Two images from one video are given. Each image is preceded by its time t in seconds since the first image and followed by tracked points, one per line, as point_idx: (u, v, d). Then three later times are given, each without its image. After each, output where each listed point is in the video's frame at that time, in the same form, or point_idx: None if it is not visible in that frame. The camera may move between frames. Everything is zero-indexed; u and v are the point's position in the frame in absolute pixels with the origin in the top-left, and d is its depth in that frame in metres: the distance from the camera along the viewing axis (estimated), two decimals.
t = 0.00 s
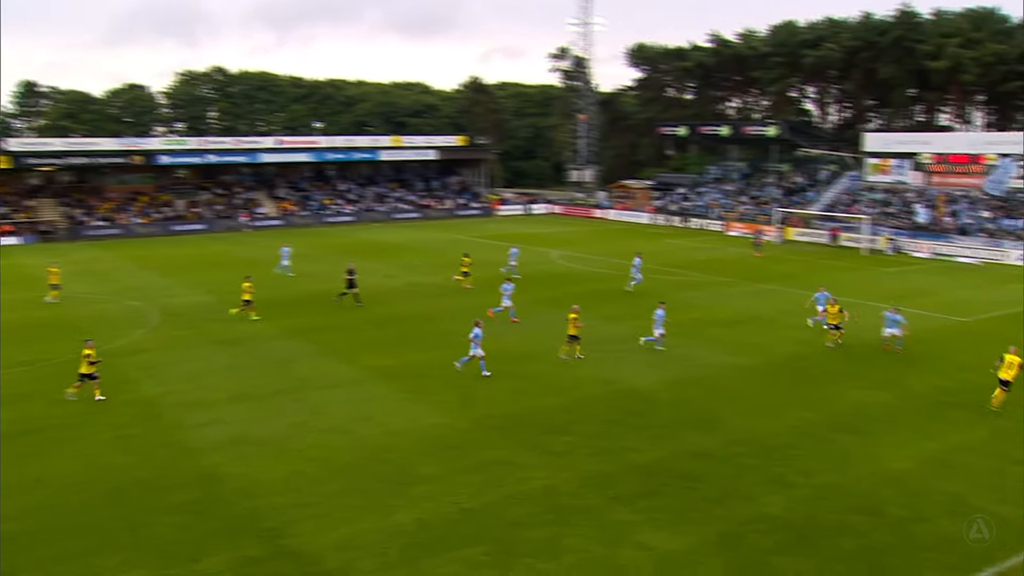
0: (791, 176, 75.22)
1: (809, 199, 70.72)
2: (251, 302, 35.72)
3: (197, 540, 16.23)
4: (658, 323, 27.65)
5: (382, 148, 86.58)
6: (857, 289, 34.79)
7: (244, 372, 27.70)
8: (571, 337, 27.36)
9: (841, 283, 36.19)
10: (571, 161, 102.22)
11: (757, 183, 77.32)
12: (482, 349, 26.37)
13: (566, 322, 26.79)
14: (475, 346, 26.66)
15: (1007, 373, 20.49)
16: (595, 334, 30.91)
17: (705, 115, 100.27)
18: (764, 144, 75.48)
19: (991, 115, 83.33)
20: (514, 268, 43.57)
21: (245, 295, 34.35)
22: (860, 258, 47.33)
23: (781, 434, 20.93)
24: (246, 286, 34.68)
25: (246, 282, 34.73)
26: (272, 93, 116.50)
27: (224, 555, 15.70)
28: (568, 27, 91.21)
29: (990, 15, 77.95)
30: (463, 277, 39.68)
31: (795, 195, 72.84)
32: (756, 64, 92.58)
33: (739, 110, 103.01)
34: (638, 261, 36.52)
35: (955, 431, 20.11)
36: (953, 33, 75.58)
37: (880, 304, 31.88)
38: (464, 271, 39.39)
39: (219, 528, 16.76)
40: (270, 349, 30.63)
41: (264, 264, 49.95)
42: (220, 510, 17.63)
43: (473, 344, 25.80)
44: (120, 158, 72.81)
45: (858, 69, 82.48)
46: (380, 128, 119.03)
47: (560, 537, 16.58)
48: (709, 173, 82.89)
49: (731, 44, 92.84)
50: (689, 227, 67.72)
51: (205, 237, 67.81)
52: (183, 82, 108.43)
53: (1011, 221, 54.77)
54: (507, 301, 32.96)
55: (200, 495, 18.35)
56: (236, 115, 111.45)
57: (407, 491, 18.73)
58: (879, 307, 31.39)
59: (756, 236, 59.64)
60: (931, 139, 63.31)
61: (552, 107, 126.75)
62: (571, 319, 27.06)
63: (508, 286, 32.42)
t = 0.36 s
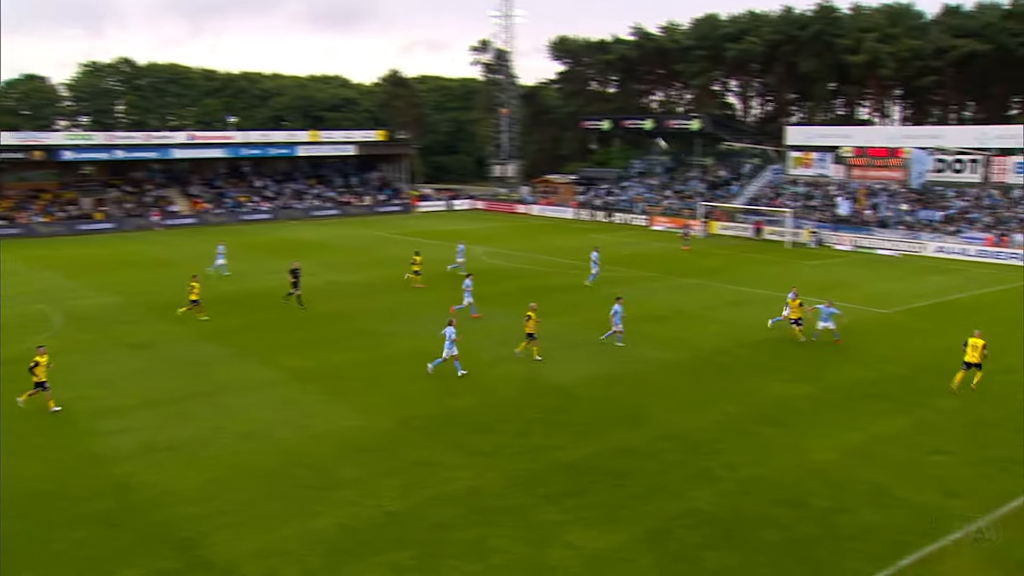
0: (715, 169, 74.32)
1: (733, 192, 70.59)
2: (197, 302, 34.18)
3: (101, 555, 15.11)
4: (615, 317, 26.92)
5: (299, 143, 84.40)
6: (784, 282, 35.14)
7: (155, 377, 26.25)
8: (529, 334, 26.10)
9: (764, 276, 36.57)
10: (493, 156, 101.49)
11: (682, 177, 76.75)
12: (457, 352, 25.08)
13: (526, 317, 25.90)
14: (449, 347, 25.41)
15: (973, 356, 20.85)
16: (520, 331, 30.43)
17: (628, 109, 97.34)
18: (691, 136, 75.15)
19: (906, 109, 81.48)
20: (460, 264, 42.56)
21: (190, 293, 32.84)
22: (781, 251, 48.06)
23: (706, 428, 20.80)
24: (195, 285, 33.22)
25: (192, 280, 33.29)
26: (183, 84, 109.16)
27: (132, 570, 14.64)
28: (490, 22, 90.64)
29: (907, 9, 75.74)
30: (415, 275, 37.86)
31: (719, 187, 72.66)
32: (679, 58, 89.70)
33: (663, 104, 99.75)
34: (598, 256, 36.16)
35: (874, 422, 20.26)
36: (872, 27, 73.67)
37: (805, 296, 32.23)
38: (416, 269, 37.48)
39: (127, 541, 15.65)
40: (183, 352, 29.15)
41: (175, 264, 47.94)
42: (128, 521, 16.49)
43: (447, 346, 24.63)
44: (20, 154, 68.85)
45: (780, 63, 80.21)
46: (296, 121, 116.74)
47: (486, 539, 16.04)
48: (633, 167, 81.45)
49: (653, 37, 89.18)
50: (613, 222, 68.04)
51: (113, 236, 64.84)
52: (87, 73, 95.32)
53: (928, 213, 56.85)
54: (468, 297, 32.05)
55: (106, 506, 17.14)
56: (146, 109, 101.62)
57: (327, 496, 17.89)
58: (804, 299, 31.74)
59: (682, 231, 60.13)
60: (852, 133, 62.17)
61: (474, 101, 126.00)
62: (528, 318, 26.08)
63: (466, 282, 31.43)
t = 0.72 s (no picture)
0: (654, 166, 73.58)
1: (673, 189, 70.20)
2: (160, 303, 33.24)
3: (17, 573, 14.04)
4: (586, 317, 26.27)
5: (228, 141, 82.27)
6: (728, 279, 35.29)
7: (77, 383, 24.94)
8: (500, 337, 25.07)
9: (707, 273, 36.63)
10: (430, 154, 100.34)
11: (621, 174, 76.02)
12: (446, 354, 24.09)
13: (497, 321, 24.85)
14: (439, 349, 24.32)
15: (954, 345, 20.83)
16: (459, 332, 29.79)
17: (567, 105, 96.94)
18: (630, 133, 72.81)
19: (844, 106, 81.20)
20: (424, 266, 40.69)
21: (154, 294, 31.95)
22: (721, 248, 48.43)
23: (649, 427, 20.53)
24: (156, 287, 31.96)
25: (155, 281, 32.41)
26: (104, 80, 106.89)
27: None
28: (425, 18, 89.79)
29: (844, 6, 75.62)
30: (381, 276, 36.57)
31: (658, 185, 71.97)
32: (618, 53, 89.53)
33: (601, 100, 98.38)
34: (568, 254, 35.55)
35: (816, 418, 20.24)
36: (809, 23, 73.96)
37: (749, 293, 32.36)
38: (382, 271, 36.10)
39: (45, 558, 14.60)
40: (107, 358, 27.74)
41: (98, 266, 46.04)
42: (47, 537, 15.39)
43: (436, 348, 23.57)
44: None
45: (718, 58, 80.87)
46: (225, 117, 113.13)
47: (427, 544, 15.44)
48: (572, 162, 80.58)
49: (591, 33, 89.85)
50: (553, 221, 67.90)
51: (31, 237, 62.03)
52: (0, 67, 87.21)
53: (865, 210, 56.60)
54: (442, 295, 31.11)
55: (23, 520, 15.99)
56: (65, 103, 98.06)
57: (261, 504, 17.04)
58: (748, 295, 31.85)
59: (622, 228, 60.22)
60: (790, 128, 61.58)
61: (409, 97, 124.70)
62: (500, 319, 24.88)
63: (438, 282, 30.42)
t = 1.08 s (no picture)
0: (609, 164, 72.33)
1: (627, 186, 69.62)
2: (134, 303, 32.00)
3: None
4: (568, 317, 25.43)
5: (169, 138, 79.96)
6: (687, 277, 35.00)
7: (7, 389, 23.65)
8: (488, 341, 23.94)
9: (664, 272, 36.33)
10: (379, 150, 98.79)
11: (574, 171, 75.09)
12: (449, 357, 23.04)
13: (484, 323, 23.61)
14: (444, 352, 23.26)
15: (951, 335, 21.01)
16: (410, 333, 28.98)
17: (519, 100, 95.19)
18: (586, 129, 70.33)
19: (800, 101, 81.39)
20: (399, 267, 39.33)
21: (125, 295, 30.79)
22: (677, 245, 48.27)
23: (606, 428, 20.05)
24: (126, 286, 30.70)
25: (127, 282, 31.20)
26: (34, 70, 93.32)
27: None
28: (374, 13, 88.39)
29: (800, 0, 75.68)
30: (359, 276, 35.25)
31: (613, 181, 71.48)
32: (572, 47, 88.55)
33: (554, 95, 97.57)
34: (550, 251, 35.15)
35: (773, 417, 19.97)
36: (764, 17, 73.70)
37: (708, 292, 32.07)
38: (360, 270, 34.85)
39: None
40: (39, 364, 26.36)
41: (31, 267, 44.28)
42: None
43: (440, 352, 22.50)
44: None
45: (673, 52, 79.78)
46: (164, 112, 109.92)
47: (378, 553, 14.73)
48: (524, 158, 79.47)
49: (543, 26, 89.12)
50: (506, 218, 67.66)
51: None
52: None
53: (822, 205, 55.59)
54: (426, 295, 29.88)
55: None
56: None
57: (203, 515, 16.14)
58: (707, 293, 31.56)
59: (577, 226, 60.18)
60: (746, 123, 62.19)
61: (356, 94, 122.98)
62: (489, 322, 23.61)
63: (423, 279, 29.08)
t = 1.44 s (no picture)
0: (569, 159, 72.66)
1: (588, 182, 69.07)
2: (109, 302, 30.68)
3: None
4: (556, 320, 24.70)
5: (110, 133, 77.22)
6: (650, 276, 34.61)
7: None
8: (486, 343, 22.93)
9: (625, 271, 35.86)
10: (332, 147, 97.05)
11: (533, 167, 74.21)
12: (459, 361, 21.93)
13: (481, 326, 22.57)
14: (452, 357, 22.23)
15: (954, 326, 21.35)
16: (365, 335, 28.05)
17: (476, 94, 92.84)
18: (545, 125, 70.37)
19: (764, 95, 81.26)
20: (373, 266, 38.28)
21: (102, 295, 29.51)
22: (637, 243, 47.91)
23: (568, 431, 19.44)
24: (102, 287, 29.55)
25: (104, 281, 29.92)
26: None
27: None
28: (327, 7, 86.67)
29: None
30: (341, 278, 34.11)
31: (574, 178, 71.32)
32: (530, 40, 87.35)
33: (512, 90, 94.17)
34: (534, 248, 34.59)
35: (738, 417, 19.55)
36: (726, 10, 73.51)
37: (671, 291, 31.64)
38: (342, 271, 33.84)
39: None
40: None
41: None
42: None
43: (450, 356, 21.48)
44: None
45: (634, 45, 79.77)
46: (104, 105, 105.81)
47: (332, 563, 13.94)
48: (481, 153, 78.33)
49: (500, 18, 87.50)
50: (463, 217, 67.05)
51: None
52: None
53: (786, 202, 56.53)
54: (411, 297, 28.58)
55: None
56: None
57: (145, 527, 15.18)
58: (669, 292, 31.14)
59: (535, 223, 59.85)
60: (708, 118, 60.30)
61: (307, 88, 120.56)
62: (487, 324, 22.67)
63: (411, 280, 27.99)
